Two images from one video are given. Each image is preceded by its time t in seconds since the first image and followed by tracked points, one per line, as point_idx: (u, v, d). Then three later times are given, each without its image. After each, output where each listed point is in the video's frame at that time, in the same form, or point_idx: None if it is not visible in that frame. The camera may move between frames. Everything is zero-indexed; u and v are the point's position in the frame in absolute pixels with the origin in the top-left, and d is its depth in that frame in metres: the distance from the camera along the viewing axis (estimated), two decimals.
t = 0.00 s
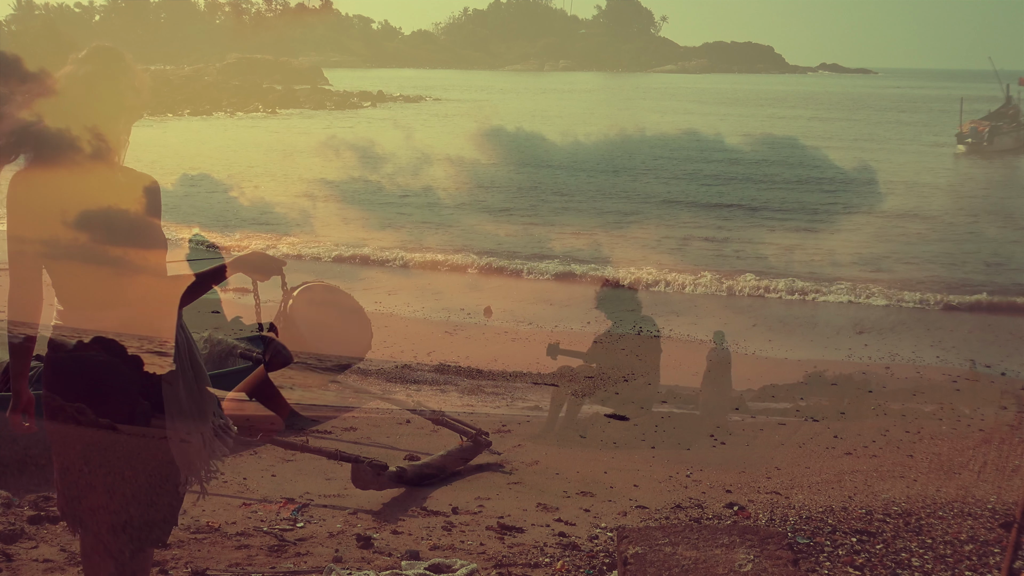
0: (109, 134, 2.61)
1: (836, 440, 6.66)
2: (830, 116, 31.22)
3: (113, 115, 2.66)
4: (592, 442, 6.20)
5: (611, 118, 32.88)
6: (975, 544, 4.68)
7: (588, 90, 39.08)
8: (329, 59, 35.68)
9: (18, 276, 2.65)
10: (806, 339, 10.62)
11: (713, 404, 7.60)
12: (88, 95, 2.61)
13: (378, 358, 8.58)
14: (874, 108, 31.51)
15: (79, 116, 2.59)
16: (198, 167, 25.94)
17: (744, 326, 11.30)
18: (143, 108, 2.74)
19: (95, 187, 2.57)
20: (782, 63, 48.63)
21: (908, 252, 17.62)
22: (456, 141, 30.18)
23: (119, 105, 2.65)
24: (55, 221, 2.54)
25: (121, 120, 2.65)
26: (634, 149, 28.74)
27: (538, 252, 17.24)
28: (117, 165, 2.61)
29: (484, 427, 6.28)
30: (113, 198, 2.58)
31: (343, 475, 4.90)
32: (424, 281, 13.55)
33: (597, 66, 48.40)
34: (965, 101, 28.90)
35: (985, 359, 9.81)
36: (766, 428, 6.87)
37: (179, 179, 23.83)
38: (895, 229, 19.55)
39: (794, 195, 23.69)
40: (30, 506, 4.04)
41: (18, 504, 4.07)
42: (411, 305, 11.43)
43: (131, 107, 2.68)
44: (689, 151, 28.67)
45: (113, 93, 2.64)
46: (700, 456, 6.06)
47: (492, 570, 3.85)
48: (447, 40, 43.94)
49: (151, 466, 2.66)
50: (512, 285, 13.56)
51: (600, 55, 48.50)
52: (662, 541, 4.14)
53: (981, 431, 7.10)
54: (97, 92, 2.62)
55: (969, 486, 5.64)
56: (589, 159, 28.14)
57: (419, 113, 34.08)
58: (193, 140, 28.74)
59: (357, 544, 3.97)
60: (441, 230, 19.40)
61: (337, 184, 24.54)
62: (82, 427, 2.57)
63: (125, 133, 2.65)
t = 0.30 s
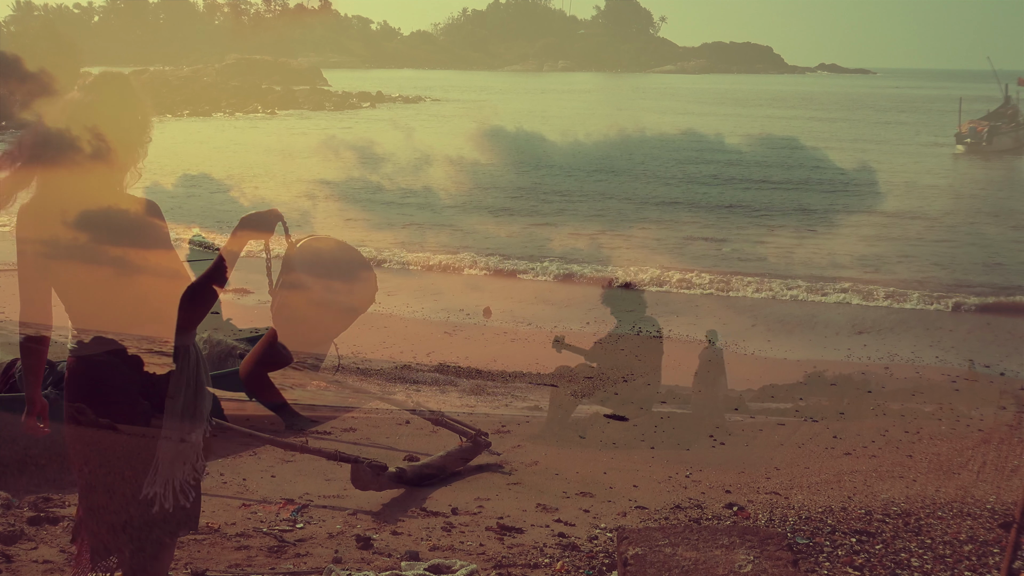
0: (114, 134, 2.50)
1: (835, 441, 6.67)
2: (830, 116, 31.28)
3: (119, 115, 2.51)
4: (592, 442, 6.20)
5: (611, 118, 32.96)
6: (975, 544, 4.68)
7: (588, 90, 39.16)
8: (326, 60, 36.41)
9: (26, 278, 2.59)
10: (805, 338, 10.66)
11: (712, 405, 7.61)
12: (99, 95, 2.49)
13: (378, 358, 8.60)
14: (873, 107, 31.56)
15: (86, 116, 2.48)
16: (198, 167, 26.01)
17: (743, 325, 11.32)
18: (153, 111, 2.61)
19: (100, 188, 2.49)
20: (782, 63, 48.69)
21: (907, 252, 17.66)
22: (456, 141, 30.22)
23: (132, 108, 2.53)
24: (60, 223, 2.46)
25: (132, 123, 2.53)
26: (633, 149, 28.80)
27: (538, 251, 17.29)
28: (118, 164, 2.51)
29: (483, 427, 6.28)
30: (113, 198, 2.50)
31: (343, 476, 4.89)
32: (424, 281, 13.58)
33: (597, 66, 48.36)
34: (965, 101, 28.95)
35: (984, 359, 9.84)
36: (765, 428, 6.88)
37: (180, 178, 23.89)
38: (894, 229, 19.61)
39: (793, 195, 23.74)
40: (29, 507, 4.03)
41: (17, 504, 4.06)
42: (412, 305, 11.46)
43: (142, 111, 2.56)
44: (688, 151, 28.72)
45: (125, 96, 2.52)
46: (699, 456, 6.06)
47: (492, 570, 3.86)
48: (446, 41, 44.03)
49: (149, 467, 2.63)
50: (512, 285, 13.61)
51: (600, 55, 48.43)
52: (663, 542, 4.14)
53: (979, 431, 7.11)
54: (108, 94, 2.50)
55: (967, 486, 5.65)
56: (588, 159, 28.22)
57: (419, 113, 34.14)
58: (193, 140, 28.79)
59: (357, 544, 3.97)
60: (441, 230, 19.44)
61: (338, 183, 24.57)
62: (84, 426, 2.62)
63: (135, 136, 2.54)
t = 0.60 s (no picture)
0: (113, 140, 2.66)
1: (835, 441, 6.67)
2: (830, 117, 31.28)
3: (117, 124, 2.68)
4: (592, 443, 6.21)
5: (610, 118, 33.01)
6: (975, 544, 4.68)
7: (588, 91, 39.16)
8: (326, 63, 34.67)
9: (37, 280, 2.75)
10: (805, 339, 10.67)
11: (712, 405, 7.61)
12: (102, 106, 2.68)
13: (378, 358, 8.62)
14: (872, 108, 31.57)
15: (89, 124, 2.66)
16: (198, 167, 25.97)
17: (743, 325, 11.33)
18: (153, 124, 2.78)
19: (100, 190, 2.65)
20: (782, 64, 48.69)
21: (906, 251, 17.68)
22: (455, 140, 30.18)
23: (134, 118, 2.70)
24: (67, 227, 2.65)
25: (133, 132, 2.69)
26: (633, 149, 28.78)
27: (538, 252, 17.27)
28: (118, 166, 2.67)
29: (483, 428, 6.28)
30: (112, 198, 2.65)
31: (343, 477, 4.89)
32: (424, 281, 13.57)
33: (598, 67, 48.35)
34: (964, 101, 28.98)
35: (983, 359, 9.86)
36: (765, 428, 6.89)
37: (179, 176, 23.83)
38: (894, 230, 19.64)
39: (793, 195, 23.78)
40: (28, 509, 4.02)
41: (17, 506, 4.06)
42: (412, 306, 11.48)
43: (142, 121, 2.73)
44: (688, 153, 28.73)
45: (128, 108, 2.71)
46: (699, 457, 6.07)
47: (492, 571, 3.87)
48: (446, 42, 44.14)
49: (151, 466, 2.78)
50: (512, 286, 13.64)
51: (601, 55, 48.39)
52: (662, 543, 4.14)
53: (979, 431, 7.12)
54: (111, 105, 2.68)
55: (967, 486, 5.66)
56: (588, 160, 28.25)
57: (419, 114, 34.13)
58: (192, 140, 28.71)
59: (356, 545, 3.98)
60: (441, 230, 19.44)
61: (338, 183, 24.55)
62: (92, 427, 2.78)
63: (134, 142, 2.69)
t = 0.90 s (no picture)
0: (112, 141, 3.03)
1: (834, 443, 6.66)
2: (831, 118, 31.24)
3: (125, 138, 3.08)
4: (591, 444, 6.21)
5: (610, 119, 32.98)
6: (974, 546, 4.69)
7: (589, 91, 39.06)
8: (327, 63, 32.16)
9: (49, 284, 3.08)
10: (805, 340, 10.69)
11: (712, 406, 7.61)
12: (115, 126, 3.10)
13: (379, 359, 8.65)
14: (873, 108, 31.43)
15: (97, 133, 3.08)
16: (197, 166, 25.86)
17: (742, 327, 11.30)
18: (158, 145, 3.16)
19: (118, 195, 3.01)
20: (783, 64, 48.62)
21: (906, 252, 17.67)
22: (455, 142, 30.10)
23: (140, 134, 3.07)
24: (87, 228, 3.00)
25: (138, 146, 3.05)
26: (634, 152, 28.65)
27: (539, 253, 17.16)
28: (118, 167, 3.02)
29: (483, 429, 6.28)
30: (110, 198, 3.01)
31: (342, 477, 4.89)
32: (424, 282, 13.52)
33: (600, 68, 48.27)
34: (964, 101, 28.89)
35: (983, 360, 9.89)
36: (765, 430, 6.89)
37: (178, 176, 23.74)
38: (894, 231, 19.64)
39: (793, 196, 23.79)
40: (28, 511, 4.06)
41: (17, 509, 4.10)
42: (412, 307, 11.47)
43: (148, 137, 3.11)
44: (689, 155, 28.65)
45: (138, 129, 3.10)
46: (698, 458, 6.06)
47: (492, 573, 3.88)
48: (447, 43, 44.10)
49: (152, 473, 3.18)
50: (513, 287, 13.63)
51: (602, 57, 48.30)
52: (663, 544, 4.14)
53: (979, 433, 7.12)
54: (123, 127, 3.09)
55: (966, 487, 5.67)
56: (588, 161, 28.22)
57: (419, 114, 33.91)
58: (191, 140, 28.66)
59: (356, 547, 4.00)
60: (441, 231, 19.38)
61: (338, 184, 24.45)
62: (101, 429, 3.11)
63: (139, 154, 3.03)
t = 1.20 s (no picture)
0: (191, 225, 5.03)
1: (834, 444, 6.65)
2: (831, 119, 31.28)
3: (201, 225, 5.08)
4: (591, 445, 6.21)
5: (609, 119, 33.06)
6: (974, 548, 4.68)
7: (589, 92, 39.05)
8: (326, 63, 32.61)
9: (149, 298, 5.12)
10: (804, 340, 10.71)
11: (712, 407, 7.61)
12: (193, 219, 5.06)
13: (379, 359, 8.67)
14: (873, 110, 31.42)
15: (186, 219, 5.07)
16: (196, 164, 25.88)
17: (742, 328, 11.30)
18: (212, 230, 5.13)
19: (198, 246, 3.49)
20: (782, 65, 48.72)
21: (906, 253, 17.66)
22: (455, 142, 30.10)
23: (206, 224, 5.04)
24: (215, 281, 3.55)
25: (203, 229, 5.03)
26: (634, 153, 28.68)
27: (539, 254, 17.17)
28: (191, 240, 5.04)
29: (482, 431, 6.28)
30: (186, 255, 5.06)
31: (341, 477, 4.86)
32: (424, 283, 13.53)
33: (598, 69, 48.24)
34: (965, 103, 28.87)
35: (981, 360, 9.92)
36: (764, 431, 6.88)
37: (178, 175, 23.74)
38: (893, 231, 19.69)
39: (792, 195, 23.82)
40: (28, 513, 4.12)
41: (18, 510, 4.17)
42: (412, 307, 11.51)
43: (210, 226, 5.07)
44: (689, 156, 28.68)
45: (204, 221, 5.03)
46: (698, 460, 6.06)
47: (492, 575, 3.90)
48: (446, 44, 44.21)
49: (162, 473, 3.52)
50: (512, 287, 13.67)
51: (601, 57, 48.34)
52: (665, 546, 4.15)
53: (979, 434, 7.11)
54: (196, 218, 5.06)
55: (967, 488, 5.66)
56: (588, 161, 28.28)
57: (421, 116, 33.90)
58: (191, 140, 28.70)
59: (356, 549, 4.02)
60: (441, 231, 19.41)
61: (338, 184, 24.46)
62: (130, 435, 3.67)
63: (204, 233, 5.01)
